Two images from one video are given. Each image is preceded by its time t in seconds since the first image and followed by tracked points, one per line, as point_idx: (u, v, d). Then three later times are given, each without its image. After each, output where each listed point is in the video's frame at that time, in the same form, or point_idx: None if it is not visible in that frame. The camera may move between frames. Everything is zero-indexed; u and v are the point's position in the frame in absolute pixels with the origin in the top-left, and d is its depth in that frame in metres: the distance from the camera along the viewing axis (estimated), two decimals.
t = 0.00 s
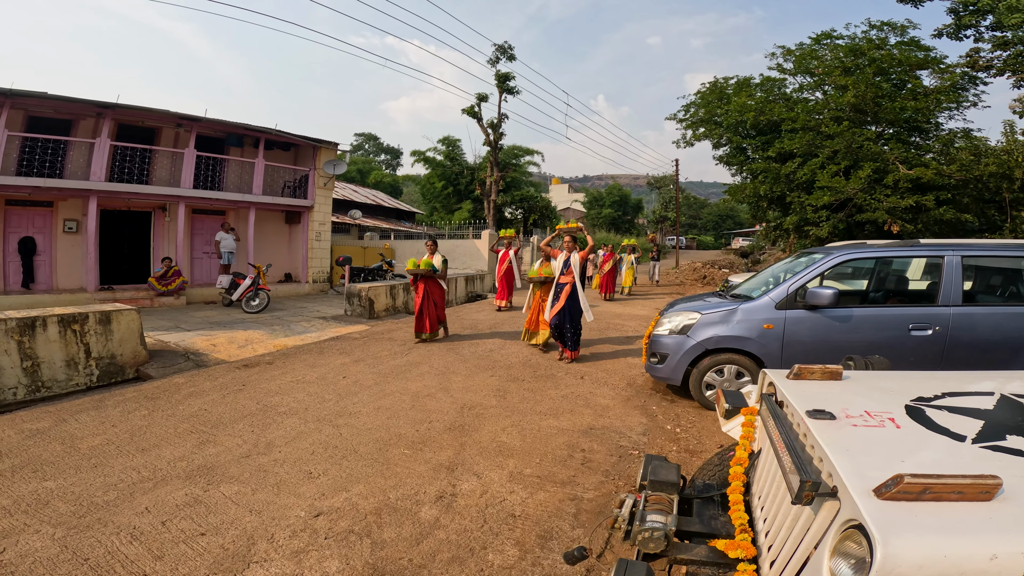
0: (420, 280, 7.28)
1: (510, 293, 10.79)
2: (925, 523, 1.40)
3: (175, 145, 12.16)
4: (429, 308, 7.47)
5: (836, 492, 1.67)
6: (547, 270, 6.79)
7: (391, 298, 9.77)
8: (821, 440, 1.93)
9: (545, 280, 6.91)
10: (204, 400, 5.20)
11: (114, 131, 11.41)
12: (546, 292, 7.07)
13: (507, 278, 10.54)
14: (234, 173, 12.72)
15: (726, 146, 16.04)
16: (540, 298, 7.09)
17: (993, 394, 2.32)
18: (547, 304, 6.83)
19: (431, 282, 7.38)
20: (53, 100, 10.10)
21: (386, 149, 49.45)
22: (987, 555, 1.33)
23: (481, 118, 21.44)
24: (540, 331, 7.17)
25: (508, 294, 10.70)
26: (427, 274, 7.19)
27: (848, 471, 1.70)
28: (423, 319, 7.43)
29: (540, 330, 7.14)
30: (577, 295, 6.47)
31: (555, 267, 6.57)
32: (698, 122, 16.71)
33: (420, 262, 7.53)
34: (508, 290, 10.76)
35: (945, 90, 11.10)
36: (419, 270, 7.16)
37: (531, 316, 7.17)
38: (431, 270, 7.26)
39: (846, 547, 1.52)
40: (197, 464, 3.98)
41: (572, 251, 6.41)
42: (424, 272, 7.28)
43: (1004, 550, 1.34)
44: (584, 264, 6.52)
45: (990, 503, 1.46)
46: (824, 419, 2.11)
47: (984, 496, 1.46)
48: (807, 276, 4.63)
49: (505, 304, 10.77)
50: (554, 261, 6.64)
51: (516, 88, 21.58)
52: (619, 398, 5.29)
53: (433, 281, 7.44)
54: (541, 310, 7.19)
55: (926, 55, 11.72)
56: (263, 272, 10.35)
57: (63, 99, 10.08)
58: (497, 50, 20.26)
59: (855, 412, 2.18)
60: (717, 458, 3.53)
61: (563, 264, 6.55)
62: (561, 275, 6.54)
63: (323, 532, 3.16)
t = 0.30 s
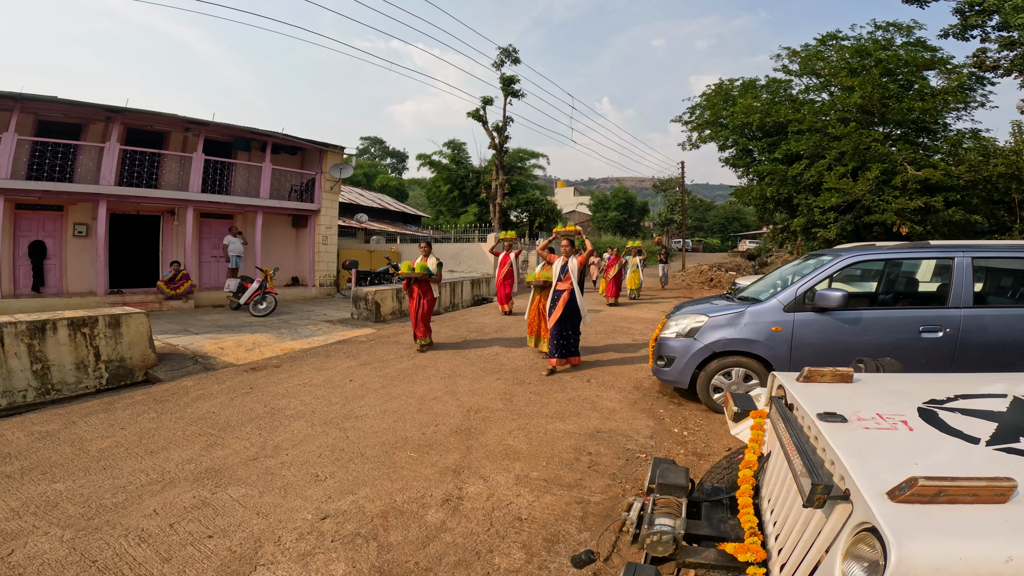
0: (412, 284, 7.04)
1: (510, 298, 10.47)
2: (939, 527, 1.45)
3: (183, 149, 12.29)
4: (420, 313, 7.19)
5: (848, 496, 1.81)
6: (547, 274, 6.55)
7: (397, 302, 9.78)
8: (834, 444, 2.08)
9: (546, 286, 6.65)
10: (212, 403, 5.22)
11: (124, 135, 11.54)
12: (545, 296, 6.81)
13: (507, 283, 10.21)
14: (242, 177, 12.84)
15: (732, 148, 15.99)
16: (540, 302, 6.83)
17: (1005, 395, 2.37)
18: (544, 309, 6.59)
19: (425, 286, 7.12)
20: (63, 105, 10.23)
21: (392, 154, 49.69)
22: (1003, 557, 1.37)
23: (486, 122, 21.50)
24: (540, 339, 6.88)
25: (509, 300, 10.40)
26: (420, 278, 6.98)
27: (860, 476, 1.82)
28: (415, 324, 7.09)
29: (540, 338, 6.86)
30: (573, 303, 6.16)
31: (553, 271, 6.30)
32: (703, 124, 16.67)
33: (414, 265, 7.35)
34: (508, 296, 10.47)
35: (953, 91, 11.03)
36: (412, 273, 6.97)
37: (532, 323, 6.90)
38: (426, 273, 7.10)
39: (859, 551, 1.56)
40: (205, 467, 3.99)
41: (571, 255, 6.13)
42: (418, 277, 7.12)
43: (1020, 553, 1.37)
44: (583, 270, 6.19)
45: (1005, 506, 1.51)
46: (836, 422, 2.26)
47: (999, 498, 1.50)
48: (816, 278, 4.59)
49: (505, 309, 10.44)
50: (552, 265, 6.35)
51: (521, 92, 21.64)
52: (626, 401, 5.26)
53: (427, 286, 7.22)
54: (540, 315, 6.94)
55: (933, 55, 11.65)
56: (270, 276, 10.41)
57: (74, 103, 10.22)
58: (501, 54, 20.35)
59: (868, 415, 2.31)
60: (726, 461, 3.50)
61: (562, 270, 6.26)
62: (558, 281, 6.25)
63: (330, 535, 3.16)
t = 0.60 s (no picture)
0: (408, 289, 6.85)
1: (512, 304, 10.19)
2: (949, 528, 1.49)
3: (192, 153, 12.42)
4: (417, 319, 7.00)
5: (857, 498, 1.80)
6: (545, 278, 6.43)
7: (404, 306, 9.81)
8: (842, 446, 2.07)
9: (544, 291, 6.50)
10: (221, 406, 5.26)
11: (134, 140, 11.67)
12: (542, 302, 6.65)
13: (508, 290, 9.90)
14: (250, 181, 12.96)
15: (739, 150, 15.93)
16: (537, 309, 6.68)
17: (1017, 398, 2.34)
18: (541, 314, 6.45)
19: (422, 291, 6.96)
20: (75, 109, 10.37)
21: (399, 159, 49.94)
22: (1012, 560, 1.41)
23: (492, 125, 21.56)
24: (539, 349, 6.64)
25: (509, 306, 10.09)
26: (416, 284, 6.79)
27: (869, 477, 1.83)
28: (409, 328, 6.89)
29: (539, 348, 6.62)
30: (571, 304, 6.00)
31: (550, 274, 6.19)
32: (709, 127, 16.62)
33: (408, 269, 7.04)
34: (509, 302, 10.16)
35: (961, 91, 10.94)
36: (405, 280, 6.67)
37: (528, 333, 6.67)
38: (420, 279, 6.81)
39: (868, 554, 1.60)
40: (214, 469, 4.02)
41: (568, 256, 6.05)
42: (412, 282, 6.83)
43: None
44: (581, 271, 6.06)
45: (1016, 508, 1.54)
46: (844, 424, 2.25)
47: (1009, 500, 1.54)
48: (825, 280, 4.56)
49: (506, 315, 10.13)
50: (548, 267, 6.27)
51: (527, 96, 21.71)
52: (633, 404, 5.23)
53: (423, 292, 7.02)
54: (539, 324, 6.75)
55: (941, 56, 11.56)
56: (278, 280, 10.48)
57: (85, 108, 10.35)
58: (507, 57, 20.43)
59: (877, 417, 2.30)
60: (734, 464, 3.46)
61: (559, 272, 6.15)
62: (555, 283, 6.15)
63: (337, 537, 3.16)
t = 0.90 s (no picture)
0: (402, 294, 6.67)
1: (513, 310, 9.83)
2: (960, 531, 1.48)
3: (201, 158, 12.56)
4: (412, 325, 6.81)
5: (865, 502, 1.79)
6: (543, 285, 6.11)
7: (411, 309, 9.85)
8: (850, 449, 2.06)
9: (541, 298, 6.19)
10: (230, 409, 5.30)
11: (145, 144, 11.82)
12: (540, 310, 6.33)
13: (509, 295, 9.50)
14: (259, 186, 13.11)
15: (746, 152, 15.84)
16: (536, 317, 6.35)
17: None
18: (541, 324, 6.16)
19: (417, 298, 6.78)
20: (87, 114, 10.51)
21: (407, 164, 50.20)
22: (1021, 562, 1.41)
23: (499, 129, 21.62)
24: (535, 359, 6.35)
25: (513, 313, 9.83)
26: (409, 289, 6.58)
27: (877, 480, 1.82)
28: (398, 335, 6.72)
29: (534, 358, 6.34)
30: (571, 314, 5.68)
31: (549, 281, 5.85)
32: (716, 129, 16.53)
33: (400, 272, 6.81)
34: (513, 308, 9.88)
35: (970, 92, 10.81)
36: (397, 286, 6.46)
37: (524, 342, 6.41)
38: (413, 283, 6.60)
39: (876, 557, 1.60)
40: (223, 472, 4.05)
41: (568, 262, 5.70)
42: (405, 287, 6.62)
43: None
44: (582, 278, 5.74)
45: None
46: (852, 427, 2.23)
47: (1019, 503, 1.54)
48: (834, 283, 4.51)
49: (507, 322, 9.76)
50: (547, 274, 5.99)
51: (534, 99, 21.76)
52: (640, 408, 5.20)
53: (417, 296, 6.83)
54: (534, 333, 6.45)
55: (949, 56, 11.45)
56: (287, 284, 10.56)
57: (97, 113, 10.49)
58: (512, 61, 20.49)
59: (885, 420, 2.28)
60: (742, 468, 3.43)
61: (558, 279, 5.81)
62: (554, 292, 5.85)
63: (344, 540, 3.17)
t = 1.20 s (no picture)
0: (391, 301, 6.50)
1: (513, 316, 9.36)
2: (971, 534, 1.48)
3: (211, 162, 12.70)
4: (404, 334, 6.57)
5: (876, 505, 1.78)
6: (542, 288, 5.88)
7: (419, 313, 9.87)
8: (860, 452, 2.04)
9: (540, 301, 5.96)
10: (239, 411, 5.33)
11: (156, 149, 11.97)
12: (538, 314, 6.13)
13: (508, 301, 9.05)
14: (268, 190, 13.24)
15: (754, 154, 15.74)
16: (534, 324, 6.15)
17: None
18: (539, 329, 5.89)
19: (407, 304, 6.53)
20: (99, 119, 10.66)
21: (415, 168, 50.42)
22: None
23: (505, 132, 21.66)
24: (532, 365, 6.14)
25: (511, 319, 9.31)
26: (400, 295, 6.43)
27: (888, 482, 1.81)
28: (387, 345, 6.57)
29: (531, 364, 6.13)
30: (572, 320, 5.45)
31: (549, 283, 5.62)
32: (723, 131, 16.43)
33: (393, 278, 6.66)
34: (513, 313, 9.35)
35: (980, 92, 10.66)
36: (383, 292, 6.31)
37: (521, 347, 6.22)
38: (403, 289, 6.45)
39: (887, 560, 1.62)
40: (232, 474, 4.07)
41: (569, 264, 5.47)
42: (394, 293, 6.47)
43: None
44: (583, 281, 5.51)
45: None
46: (863, 430, 2.21)
47: None
48: (844, 285, 4.47)
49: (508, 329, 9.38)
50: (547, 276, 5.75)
51: (540, 103, 21.79)
52: (649, 411, 5.17)
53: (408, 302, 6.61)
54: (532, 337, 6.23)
55: (959, 56, 11.34)
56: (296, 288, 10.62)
57: (109, 117, 10.64)
58: (518, 64, 20.54)
59: (897, 423, 2.25)
60: (751, 471, 3.39)
61: (558, 282, 5.58)
62: (554, 295, 5.60)
63: (352, 542, 3.17)
